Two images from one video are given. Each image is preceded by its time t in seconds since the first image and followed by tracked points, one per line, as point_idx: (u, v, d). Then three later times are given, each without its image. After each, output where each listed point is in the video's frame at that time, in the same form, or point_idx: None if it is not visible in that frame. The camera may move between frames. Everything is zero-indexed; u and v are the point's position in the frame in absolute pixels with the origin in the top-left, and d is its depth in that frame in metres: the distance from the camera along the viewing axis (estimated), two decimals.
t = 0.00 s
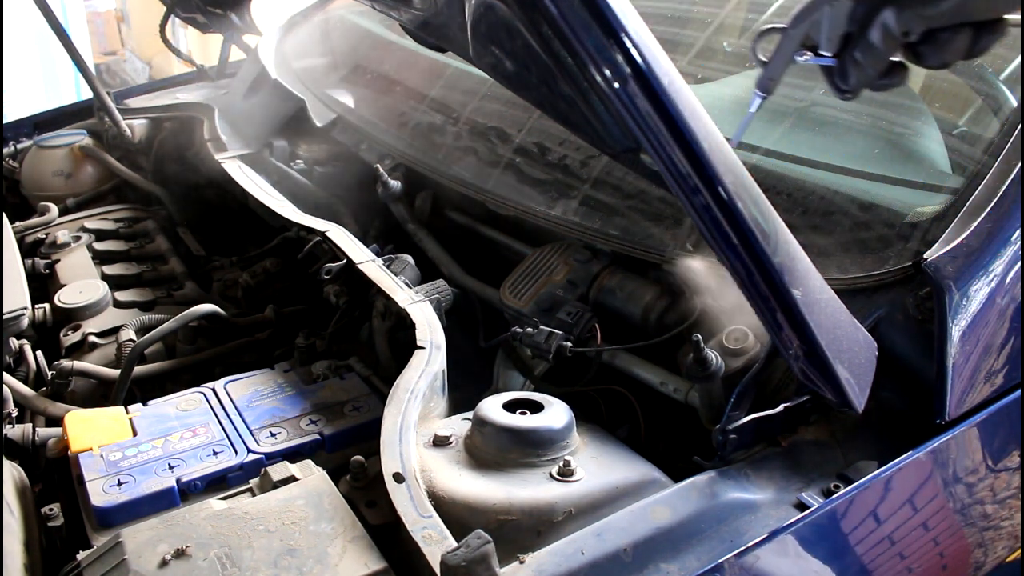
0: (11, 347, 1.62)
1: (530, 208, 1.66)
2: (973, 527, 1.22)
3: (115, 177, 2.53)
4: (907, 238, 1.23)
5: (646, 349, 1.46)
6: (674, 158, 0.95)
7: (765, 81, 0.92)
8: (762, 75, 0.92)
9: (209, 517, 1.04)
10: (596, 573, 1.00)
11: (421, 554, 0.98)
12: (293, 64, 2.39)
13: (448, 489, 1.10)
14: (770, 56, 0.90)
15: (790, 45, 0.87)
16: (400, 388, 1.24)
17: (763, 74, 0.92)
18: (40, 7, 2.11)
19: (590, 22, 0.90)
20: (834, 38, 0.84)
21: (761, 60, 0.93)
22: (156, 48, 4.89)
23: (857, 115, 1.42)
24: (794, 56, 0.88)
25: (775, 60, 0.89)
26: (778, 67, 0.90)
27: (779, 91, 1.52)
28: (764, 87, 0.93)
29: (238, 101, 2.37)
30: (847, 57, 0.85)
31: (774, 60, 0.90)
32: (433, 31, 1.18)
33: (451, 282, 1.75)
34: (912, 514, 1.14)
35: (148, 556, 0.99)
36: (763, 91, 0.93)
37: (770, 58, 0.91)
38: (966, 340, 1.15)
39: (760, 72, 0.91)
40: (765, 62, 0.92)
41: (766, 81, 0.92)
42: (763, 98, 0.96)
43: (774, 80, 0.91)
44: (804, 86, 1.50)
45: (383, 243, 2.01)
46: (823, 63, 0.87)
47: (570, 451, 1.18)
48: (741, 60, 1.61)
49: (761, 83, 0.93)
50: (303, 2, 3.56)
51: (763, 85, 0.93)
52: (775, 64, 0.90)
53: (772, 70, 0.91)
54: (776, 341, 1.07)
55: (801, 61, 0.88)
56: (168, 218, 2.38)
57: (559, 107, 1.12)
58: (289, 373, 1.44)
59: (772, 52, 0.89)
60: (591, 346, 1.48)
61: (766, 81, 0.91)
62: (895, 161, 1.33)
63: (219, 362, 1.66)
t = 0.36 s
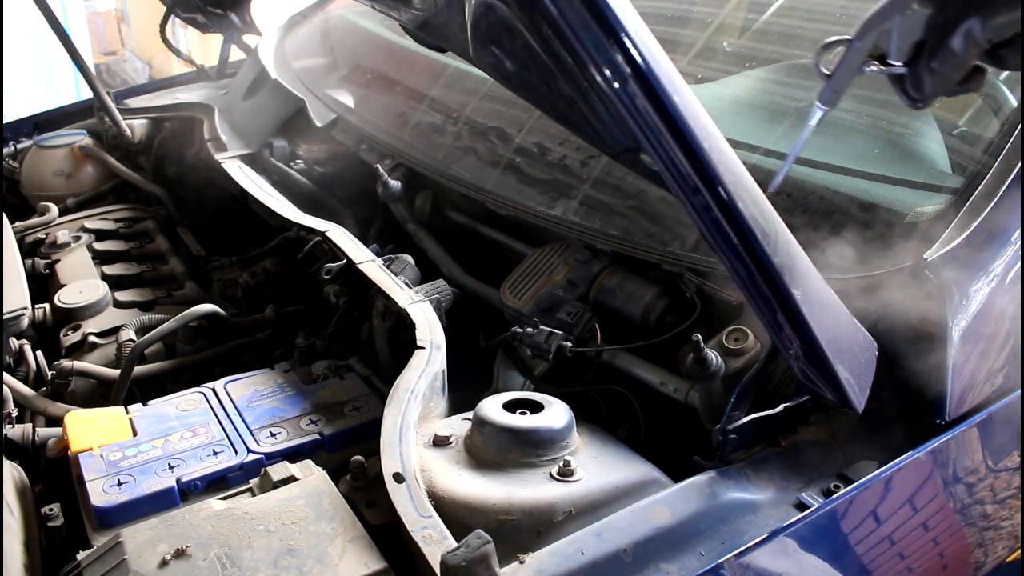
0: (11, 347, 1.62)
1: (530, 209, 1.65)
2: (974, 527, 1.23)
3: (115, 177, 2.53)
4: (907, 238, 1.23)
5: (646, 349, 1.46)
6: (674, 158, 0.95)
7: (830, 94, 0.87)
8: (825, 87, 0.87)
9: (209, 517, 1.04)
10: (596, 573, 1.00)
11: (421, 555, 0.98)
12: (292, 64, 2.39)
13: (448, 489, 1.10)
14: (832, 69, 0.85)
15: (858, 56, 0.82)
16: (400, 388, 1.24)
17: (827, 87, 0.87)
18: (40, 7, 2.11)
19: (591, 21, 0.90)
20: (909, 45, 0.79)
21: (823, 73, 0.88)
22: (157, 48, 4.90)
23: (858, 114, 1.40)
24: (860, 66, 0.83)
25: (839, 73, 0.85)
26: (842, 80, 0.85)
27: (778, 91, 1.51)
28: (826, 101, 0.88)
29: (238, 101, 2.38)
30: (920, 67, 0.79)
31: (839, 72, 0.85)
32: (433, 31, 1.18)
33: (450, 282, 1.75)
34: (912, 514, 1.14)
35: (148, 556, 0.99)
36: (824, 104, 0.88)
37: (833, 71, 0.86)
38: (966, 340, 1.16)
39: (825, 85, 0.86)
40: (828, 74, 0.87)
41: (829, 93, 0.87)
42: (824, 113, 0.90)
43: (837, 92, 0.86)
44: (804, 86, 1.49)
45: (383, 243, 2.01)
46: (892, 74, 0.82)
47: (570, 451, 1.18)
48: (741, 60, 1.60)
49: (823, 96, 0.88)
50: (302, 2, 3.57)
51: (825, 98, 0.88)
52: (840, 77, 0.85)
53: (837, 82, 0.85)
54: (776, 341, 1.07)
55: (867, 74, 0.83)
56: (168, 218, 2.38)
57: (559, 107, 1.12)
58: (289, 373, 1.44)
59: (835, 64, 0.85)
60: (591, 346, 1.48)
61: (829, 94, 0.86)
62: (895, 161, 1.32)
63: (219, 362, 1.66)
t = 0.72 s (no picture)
0: (11, 347, 1.62)
1: (530, 208, 1.65)
2: (974, 527, 1.23)
3: (115, 177, 2.53)
4: (907, 238, 1.23)
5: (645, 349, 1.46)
6: (674, 158, 0.95)
7: (879, 110, 0.93)
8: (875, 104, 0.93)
9: (209, 517, 1.04)
10: (596, 573, 1.00)
11: (421, 554, 0.98)
12: (292, 64, 2.39)
13: (448, 489, 1.10)
14: (883, 86, 0.92)
15: (909, 74, 0.88)
16: (400, 388, 1.24)
17: (876, 103, 0.94)
18: (40, 7, 2.11)
19: (590, 21, 0.89)
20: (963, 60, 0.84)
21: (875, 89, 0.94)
22: (156, 48, 4.90)
23: (857, 115, 1.40)
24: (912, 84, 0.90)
25: (889, 90, 0.91)
26: (894, 96, 0.91)
27: (779, 91, 1.51)
28: (877, 115, 0.94)
29: (238, 101, 2.37)
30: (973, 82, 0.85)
31: (890, 89, 0.91)
32: (433, 31, 1.18)
33: (451, 282, 1.75)
34: (912, 514, 1.14)
35: (148, 556, 0.99)
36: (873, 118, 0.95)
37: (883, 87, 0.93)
38: (966, 339, 1.16)
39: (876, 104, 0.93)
40: (878, 91, 0.93)
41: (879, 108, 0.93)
42: (874, 124, 0.97)
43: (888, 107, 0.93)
44: (804, 86, 1.49)
45: (383, 243, 2.01)
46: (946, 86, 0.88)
47: (570, 451, 1.18)
48: (740, 60, 1.60)
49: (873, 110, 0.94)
50: (302, 2, 3.57)
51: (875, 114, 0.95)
52: (891, 93, 0.91)
53: (886, 99, 0.92)
54: (776, 341, 1.07)
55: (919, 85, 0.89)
56: (168, 218, 2.38)
57: (559, 107, 1.12)
58: (289, 373, 1.44)
59: (886, 81, 0.91)
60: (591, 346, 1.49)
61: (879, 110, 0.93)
62: (895, 161, 1.32)
63: (219, 362, 1.66)
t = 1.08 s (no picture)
0: (11, 347, 1.62)
1: (530, 208, 1.65)
2: (974, 526, 1.23)
3: (115, 177, 2.53)
4: (907, 238, 1.23)
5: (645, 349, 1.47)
6: (674, 158, 0.95)
7: (948, 120, 0.94)
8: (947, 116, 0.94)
9: (209, 517, 1.04)
10: (596, 573, 1.00)
11: (421, 554, 0.98)
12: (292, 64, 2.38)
13: (448, 489, 1.10)
14: (956, 97, 0.93)
15: (984, 84, 0.90)
16: (400, 388, 1.24)
17: (944, 115, 0.95)
18: (40, 7, 2.11)
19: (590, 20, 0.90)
20: None
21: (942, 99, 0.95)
22: (156, 48, 4.90)
23: (857, 115, 1.40)
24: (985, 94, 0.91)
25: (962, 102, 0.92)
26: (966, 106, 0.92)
27: (779, 91, 1.51)
28: (945, 125, 0.95)
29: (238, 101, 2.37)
30: None
31: (961, 101, 0.92)
32: (433, 31, 1.18)
33: (450, 282, 1.75)
34: (912, 514, 1.14)
35: (148, 556, 0.99)
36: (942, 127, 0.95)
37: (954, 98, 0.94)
38: (966, 340, 1.16)
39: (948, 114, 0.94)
40: (949, 102, 0.94)
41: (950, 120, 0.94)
42: (940, 134, 0.98)
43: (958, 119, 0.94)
44: (804, 86, 1.49)
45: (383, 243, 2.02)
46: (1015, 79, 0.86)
47: (570, 451, 1.18)
48: (741, 60, 1.60)
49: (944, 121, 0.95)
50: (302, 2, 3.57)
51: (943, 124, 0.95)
52: (962, 105, 0.92)
53: (957, 111, 0.93)
54: (776, 342, 1.07)
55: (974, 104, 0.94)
56: (167, 218, 2.38)
57: (559, 108, 1.12)
58: (289, 373, 1.44)
59: (960, 93, 0.92)
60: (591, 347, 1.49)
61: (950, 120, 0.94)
62: (894, 161, 1.32)
63: (220, 362, 1.66)
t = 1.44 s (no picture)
0: (11, 347, 1.62)
1: (530, 208, 1.65)
2: (974, 526, 1.23)
3: (115, 177, 2.53)
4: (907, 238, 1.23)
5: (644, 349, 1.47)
6: (674, 158, 0.95)
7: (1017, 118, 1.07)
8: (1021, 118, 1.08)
9: (209, 517, 1.04)
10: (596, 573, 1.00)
11: (421, 554, 0.98)
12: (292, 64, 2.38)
13: (448, 489, 1.10)
14: None
15: None
16: (400, 388, 1.24)
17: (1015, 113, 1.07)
18: (40, 7, 2.11)
19: (590, 20, 0.90)
20: None
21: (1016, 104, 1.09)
22: (156, 48, 4.90)
23: (857, 115, 1.41)
24: None
25: None
26: None
27: (779, 91, 1.50)
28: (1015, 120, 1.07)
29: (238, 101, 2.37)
30: None
31: None
32: (433, 31, 1.18)
33: (450, 283, 1.75)
34: (912, 514, 1.14)
35: (148, 556, 0.99)
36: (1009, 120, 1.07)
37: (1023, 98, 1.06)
38: (965, 340, 1.16)
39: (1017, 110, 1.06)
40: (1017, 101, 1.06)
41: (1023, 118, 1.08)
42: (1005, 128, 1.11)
43: None
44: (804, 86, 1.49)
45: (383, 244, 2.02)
46: None
47: (570, 451, 1.18)
48: (741, 60, 1.60)
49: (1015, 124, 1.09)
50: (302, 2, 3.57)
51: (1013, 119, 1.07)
52: None
53: None
54: (776, 342, 1.07)
55: None
56: (167, 218, 2.38)
57: (559, 108, 1.12)
58: (289, 373, 1.44)
59: None
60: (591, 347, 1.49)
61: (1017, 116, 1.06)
62: (894, 162, 1.32)
63: (220, 362, 1.66)
